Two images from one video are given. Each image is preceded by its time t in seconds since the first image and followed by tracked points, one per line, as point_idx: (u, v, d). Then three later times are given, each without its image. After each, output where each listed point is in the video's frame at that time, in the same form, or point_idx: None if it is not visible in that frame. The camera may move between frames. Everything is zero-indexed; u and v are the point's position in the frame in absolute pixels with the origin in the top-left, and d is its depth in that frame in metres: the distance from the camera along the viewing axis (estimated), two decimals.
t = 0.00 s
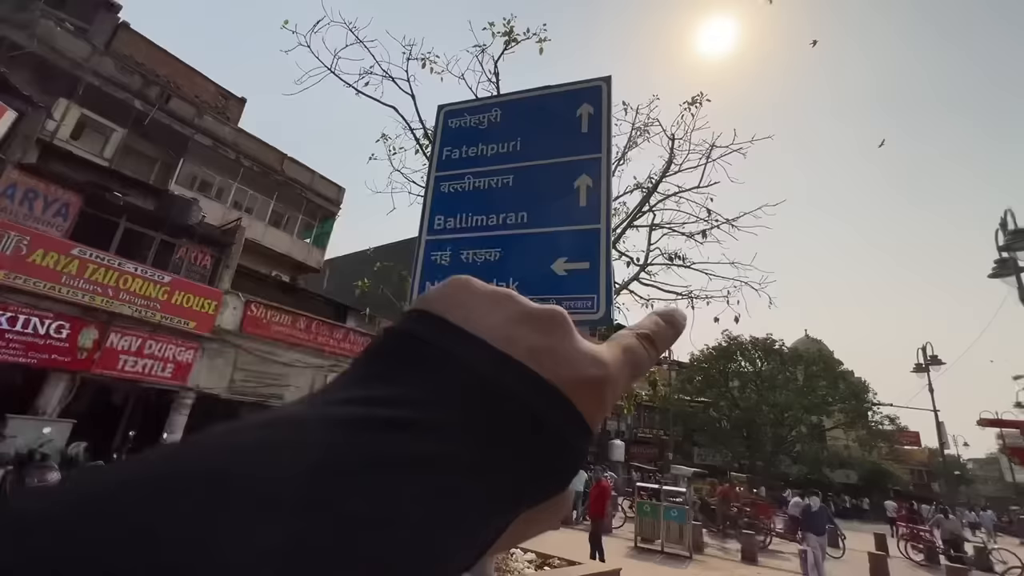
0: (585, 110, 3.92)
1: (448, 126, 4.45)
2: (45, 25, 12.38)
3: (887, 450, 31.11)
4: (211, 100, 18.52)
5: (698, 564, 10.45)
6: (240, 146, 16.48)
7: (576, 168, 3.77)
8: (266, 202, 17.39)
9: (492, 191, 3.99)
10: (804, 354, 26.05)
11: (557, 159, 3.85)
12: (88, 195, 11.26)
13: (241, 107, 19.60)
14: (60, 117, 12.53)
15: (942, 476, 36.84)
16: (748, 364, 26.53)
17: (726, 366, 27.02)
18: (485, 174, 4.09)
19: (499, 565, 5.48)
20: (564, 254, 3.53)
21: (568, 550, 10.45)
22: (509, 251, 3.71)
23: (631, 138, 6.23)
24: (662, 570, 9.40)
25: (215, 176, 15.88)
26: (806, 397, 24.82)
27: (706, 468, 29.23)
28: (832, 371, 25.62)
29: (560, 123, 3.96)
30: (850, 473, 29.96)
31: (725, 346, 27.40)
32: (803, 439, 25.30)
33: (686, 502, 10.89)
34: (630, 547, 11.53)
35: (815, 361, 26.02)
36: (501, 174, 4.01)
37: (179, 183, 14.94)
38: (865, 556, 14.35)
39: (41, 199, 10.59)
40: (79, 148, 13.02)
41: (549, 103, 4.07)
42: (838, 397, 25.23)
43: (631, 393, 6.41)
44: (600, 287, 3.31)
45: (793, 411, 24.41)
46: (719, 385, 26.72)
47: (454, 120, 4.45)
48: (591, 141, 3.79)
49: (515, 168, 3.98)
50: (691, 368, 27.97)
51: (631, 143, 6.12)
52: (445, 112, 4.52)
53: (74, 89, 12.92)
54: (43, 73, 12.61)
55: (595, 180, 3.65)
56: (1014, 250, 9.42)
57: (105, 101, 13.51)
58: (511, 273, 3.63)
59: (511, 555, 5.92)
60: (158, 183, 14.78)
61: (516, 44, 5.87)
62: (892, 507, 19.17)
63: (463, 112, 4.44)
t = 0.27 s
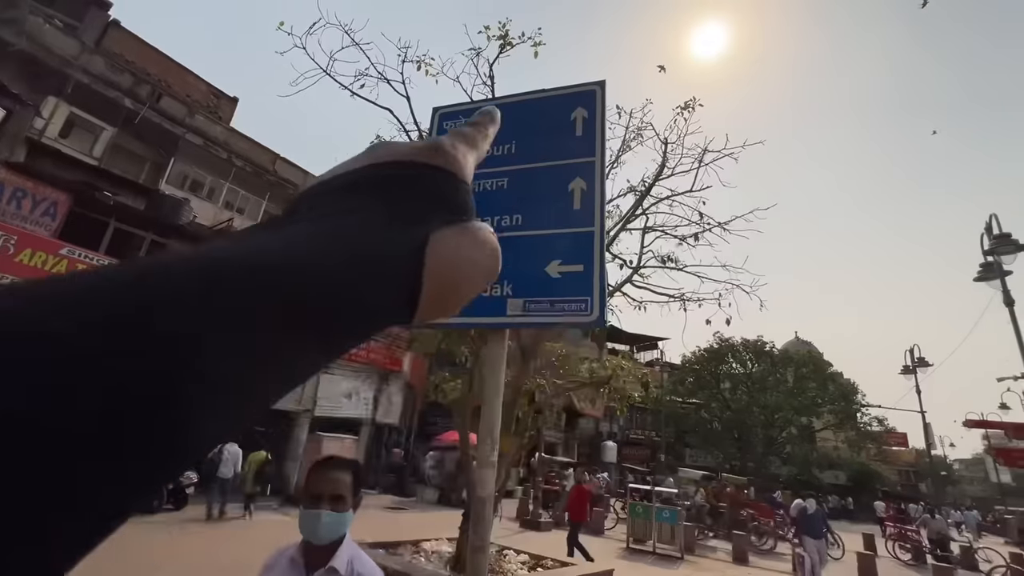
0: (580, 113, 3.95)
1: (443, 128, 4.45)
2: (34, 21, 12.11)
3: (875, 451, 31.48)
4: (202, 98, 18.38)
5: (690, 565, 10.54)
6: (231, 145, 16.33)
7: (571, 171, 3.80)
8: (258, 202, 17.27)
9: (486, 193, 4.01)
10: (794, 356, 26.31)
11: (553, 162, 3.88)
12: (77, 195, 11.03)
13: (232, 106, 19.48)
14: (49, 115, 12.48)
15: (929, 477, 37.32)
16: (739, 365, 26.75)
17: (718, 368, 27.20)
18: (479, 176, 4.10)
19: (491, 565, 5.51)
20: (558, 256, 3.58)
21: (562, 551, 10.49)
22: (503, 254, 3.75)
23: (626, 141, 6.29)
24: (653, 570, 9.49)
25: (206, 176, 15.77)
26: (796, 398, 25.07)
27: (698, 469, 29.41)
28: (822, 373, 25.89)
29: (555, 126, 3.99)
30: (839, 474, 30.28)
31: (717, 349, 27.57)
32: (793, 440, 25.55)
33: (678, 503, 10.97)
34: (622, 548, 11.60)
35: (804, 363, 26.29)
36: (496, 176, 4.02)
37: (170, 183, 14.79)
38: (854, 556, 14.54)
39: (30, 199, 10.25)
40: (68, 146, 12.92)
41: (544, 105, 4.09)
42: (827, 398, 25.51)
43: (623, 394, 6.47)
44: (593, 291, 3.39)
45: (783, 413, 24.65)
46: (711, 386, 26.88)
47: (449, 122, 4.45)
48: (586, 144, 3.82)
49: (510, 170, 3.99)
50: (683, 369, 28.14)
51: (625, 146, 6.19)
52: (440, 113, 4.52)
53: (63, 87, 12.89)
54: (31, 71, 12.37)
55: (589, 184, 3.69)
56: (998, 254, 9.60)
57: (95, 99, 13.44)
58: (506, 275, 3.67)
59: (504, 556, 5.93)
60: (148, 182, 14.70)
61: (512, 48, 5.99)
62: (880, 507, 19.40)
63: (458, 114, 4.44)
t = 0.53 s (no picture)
0: (577, 111, 3.96)
1: (440, 125, 4.44)
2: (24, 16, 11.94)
3: (867, 445, 31.82)
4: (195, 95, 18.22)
5: (686, 559, 10.62)
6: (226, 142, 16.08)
7: (569, 168, 3.81)
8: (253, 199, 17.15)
9: (485, 191, 4.01)
10: (788, 352, 26.53)
11: (551, 160, 3.89)
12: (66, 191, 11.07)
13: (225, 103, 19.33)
14: (39, 111, 12.22)
15: (920, 471, 37.73)
16: (734, 361, 26.92)
17: (712, 364, 27.36)
18: (477, 174, 4.10)
19: (490, 562, 5.49)
20: (557, 254, 3.60)
21: (559, 546, 10.55)
22: (502, 251, 3.75)
23: (623, 138, 6.32)
24: (650, 565, 9.57)
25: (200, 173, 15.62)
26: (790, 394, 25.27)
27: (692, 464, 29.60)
28: (815, 368, 26.13)
29: (553, 123, 4.00)
30: (832, 468, 30.57)
31: (711, 345, 27.69)
32: (786, 435, 25.77)
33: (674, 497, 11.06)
34: (619, 543, 11.66)
35: (798, 359, 26.51)
36: (495, 173, 4.03)
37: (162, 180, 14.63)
38: (846, 548, 14.74)
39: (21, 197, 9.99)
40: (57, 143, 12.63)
41: (542, 102, 4.10)
42: (820, 393, 25.75)
43: (621, 390, 6.49)
44: (592, 288, 3.43)
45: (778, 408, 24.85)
46: (706, 382, 27.04)
47: (446, 119, 4.44)
48: (584, 142, 3.84)
49: (508, 168, 3.99)
50: (678, 366, 28.28)
51: (621, 144, 6.22)
52: (437, 111, 4.51)
53: (53, 83, 12.87)
54: (21, 68, 12.55)
55: (588, 181, 3.71)
56: (990, 250, 9.71)
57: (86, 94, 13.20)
58: (505, 273, 3.69)
59: (503, 552, 5.94)
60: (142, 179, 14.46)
61: (510, 44, 5.96)
62: (873, 501, 19.64)
63: (455, 111, 4.43)
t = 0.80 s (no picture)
0: (578, 94, 3.93)
1: (440, 110, 4.41)
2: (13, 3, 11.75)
3: (865, 426, 32.11)
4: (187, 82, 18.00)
5: (686, 539, 10.78)
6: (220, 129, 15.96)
7: (570, 153, 3.79)
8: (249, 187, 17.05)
9: (485, 176, 4.00)
10: (787, 335, 26.62)
11: (552, 145, 3.87)
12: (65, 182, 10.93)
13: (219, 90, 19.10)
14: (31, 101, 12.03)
15: (916, 450, 38.18)
16: (733, 345, 27.01)
17: (712, 347, 27.45)
18: (478, 159, 4.09)
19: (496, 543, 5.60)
20: (558, 239, 3.60)
21: (561, 528, 10.71)
22: (504, 237, 3.76)
23: (624, 122, 6.27)
24: (651, 544, 9.72)
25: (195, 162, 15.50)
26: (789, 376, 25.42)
27: (692, 446, 29.87)
28: (814, 351, 26.26)
29: (553, 107, 3.97)
30: (830, 449, 30.89)
31: (710, 328, 27.74)
32: (785, 417, 25.98)
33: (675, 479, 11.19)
34: (620, 524, 11.82)
35: (797, 342, 26.62)
36: (495, 159, 4.01)
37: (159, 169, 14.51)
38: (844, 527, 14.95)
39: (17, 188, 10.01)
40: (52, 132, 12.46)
41: (542, 86, 4.07)
42: (819, 376, 25.90)
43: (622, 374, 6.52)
44: (594, 273, 3.42)
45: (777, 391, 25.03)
46: (705, 366, 27.17)
47: (446, 105, 4.41)
48: (585, 126, 3.81)
49: (509, 153, 3.98)
50: (678, 350, 28.37)
51: (622, 127, 6.16)
52: (436, 96, 4.48)
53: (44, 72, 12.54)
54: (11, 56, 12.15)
55: (589, 166, 3.69)
56: (991, 231, 9.68)
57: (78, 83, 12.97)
58: (506, 259, 3.70)
59: (507, 533, 6.04)
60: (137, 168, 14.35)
61: (508, 27, 5.91)
62: (871, 480, 19.90)
63: (455, 96, 4.40)
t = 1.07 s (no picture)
0: (577, 62, 3.86)
1: (436, 80, 4.35)
2: None
3: (863, 394, 32.50)
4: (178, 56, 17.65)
5: (686, 504, 11.03)
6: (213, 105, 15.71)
7: (570, 122, 3.76)
8: (245, 164, 16.91)
9: (484, 148, 3.97)
10: (787, 305, 26.74)
11: (551, 114, 3.83)
12: (60, 160, 10.84)
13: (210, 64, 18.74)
14: (20, 79, 11.72)
15: (912, 417, 38.75)
16: (733, 316, 27.13)
17: (712, 319, 27.56)
18: (476, 131, 4.05)
19: (501, 509, 5.77)
20: (558, 211, 3.59)
21: (564, 495, 10.95)
22: (504, 209, 3.75)
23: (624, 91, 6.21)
24: (651, 510, 9.95)
25: (190, 139, 15.32)
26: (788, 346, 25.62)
27: (692, 416, 30.27)
28: (813, 321, 26.44)
29: (552, 75, 3.91)
30: (827, 417, 31.35)
31: (711, 300, 27.84)
32: (784, 386, 26.28)
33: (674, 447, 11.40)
34: (621, 491, 12.11)
35: (797, 313, 26.75)
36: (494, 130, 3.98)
37: (153, 147, 14.32)
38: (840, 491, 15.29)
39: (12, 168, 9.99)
40: (43, 111, 12.18)
41: (540, 54, 3.99)
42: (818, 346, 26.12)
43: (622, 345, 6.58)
44: (594, 245, 3.42)
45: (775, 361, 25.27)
46: (705, 337, 27.35)
47: (442, 74, 4.34)
48: (584, 94, 3.76)
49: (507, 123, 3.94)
50: (678, 322, 28.51)
51: (622, 96, 6.09)
52: (433, 66, 4.40)
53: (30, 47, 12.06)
54: None
55: (588, 135, 3.65)
56: (993, 197, 9.63)
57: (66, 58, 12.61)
58: (506, 231, 3.70)
59: (511, 500, 6.19)
60: (131, 145, 14.21)
61: None
62: (867, 446, 20.27)
63: (451, 65, 4.33)
